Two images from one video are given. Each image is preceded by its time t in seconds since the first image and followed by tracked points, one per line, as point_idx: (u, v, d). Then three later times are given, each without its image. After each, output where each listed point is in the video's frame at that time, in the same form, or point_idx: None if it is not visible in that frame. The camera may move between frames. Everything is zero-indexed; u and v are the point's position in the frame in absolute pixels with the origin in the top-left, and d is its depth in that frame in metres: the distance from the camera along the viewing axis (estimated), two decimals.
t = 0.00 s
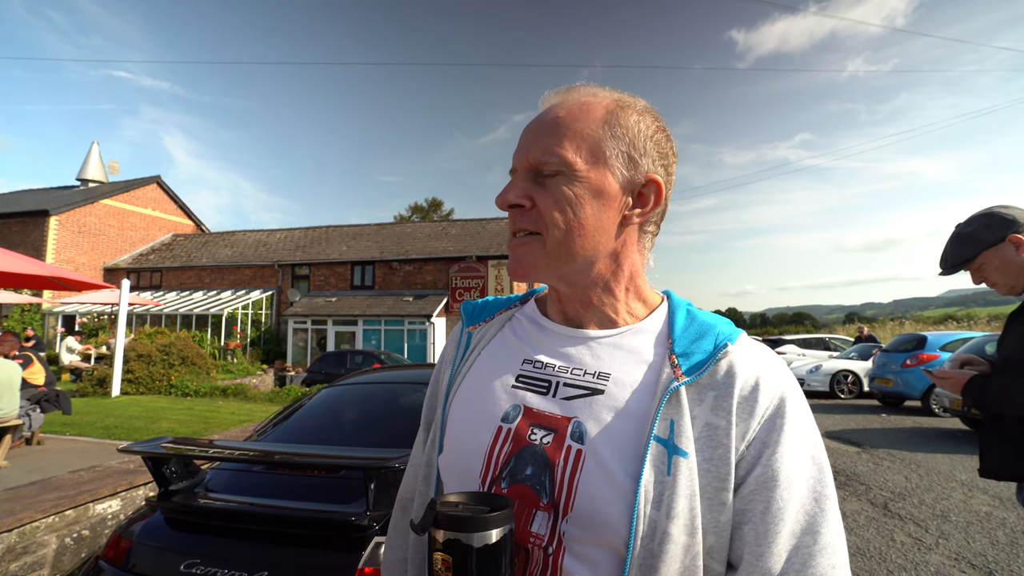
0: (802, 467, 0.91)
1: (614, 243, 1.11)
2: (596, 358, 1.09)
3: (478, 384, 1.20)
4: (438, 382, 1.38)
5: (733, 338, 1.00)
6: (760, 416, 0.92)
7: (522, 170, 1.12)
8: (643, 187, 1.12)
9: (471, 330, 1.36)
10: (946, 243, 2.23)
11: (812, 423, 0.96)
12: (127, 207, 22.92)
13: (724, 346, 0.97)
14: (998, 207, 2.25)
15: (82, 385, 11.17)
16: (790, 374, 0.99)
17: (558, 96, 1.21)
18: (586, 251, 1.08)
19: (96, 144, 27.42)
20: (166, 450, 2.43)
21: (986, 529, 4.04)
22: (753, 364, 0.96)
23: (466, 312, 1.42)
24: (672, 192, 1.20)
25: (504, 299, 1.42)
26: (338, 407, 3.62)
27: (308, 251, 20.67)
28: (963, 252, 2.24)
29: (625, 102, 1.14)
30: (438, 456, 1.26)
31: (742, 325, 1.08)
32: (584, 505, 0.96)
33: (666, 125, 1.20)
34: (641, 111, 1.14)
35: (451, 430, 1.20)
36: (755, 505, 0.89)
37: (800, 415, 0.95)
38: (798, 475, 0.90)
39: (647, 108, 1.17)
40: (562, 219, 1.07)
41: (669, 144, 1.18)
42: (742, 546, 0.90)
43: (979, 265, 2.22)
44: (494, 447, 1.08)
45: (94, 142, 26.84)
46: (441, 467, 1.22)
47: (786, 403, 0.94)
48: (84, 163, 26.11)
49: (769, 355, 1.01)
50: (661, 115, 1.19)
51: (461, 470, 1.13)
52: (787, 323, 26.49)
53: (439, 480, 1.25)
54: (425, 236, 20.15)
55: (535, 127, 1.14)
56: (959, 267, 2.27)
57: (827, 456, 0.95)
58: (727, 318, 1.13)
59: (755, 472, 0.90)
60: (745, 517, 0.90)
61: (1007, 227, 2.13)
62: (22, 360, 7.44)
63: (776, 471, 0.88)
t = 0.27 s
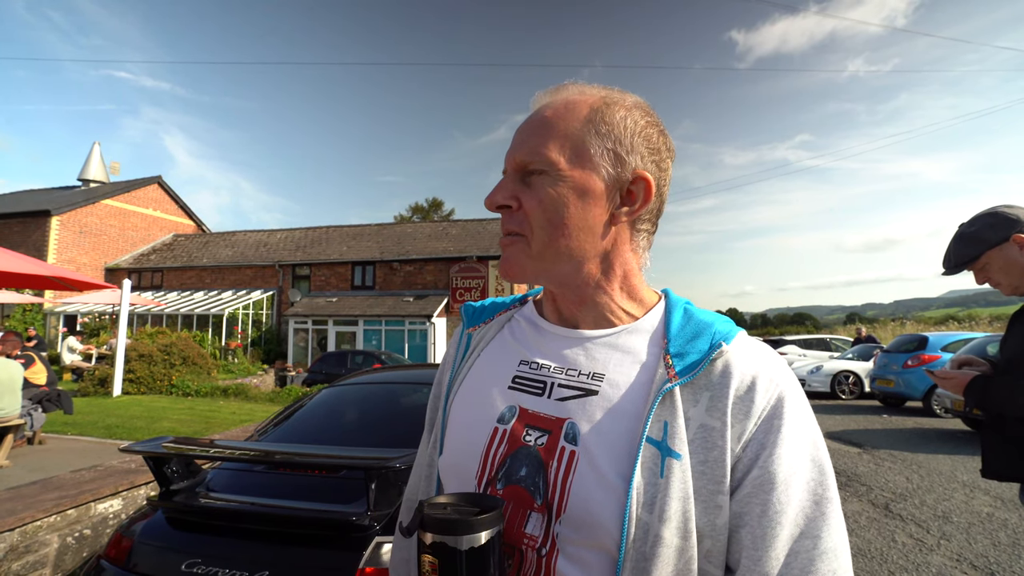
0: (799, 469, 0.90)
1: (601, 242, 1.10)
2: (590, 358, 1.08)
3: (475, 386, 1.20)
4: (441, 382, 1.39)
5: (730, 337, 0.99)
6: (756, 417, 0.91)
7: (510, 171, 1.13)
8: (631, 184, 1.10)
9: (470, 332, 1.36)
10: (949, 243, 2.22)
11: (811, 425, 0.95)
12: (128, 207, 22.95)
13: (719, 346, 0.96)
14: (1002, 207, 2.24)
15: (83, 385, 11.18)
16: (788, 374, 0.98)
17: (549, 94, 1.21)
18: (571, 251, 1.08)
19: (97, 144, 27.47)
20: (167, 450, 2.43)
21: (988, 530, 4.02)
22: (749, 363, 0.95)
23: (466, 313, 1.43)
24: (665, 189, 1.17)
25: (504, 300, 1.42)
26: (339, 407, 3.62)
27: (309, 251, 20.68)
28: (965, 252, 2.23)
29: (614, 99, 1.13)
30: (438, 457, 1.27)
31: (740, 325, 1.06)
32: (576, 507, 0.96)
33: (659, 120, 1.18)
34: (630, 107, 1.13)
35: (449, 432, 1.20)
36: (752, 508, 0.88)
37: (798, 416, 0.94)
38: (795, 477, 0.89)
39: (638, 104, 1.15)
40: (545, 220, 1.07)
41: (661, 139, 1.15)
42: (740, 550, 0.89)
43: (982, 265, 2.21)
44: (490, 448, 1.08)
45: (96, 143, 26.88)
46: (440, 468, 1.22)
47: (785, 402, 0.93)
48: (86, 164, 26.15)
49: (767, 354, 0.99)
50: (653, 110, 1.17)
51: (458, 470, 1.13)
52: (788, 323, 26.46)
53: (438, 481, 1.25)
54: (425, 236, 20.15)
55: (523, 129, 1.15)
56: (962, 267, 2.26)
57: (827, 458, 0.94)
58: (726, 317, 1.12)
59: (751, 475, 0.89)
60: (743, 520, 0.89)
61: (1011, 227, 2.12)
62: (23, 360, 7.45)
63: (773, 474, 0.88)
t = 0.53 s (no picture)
0: (803, 471, 0.89)
1: (598, 242, 1.09)
2: (591, 359, 1.08)
3: (476, 388, 1.19)
4: (440, 383, 1.38)
5: (732, 338, 0.99)
6: (761, 418, 0.91)
7: (508, 170, 1.13)
8: (629, 183, 1.09)
9: (470, 331, 1.36)
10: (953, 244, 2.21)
11: (814, 427, 0.94)
12: (132, 207, 23.02)
13: (722, 347, 0.96)
14: (1006, 207, 2.23)
15: (86, 385, 11.23)
16: (791, 375, 0.98)
17: (547, 93, 1.21)
18: (568, 251, 1.08)
19: (101, 145, 27.56)
20: (170, 450, 2.43)
21: (993, 532, 4.00)
22: (752, 364, 0.94)
23: (466, 313, 1.42)
24: (665, 188, 1.16)
25: (504, 300, 1.42)
26: (341, 407, 3.62)
27: (311, 251, 20.71)
28: (969, 253, 2.22)
29: (611, 97, 1.12)
30: (438, 460, 1.26)
31: (742, 325, 1.05)
32: (578, 510, 0.95)
33: (659, 118, 1.16)
34: (628, 105, 1.12)
35: (450, 433, 1.20)
36: (756, 510, 0.88)
37: (802, 417, 0.93)
38: (798, 479, 0.88)
39: (636, 102, 1.14)
40: (542, 220, 1.07)
41: (660, 137, 1.14)
42: (744, 553, 0.89)
43: (987, 266, 2.20)
44: (491, 451, 1.08)
45: (100, 143, 26.98)
46: (441, 470, 1.22)
47: (788, 402, 0.92)
48: (89, 164, 26.25)
49: (770, 355, 0.99)
50: (652, 107, 1.16)
51: (460, 473, 1.13)
52: (790, 324, 26.43)
53: (439, 483, 1.25)
54: (427, 236, 20.17)
55: (520, 128, 1.15)
56: (967, 268, 2.25)
57: (832, 461, 0.93)
58: (728, 318, 1.11)
59: (755, 477, 0.88)
60: (746, 523, 0.89)
61: (1014, 228, 2.11)
62: (27, 360, 7.47)
63: (777, 476, 0.87)
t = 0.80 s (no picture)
0: (807, 475, 0.88)
1: (592, 246, 1.09)
2: (592, 362, 1.07)
3: (477, 391, 1.19)
4: (441, 386, 1.38)
5: (735, 341, 0.98)
6: (764, 422, 0.90)
7: (500, 181, 1.13)
8: (620, 182, 1.07)
9: (472, 334, 1.36)
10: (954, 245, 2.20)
11: (818, 430, 0.94)
12: (133, 209, 23.04)
13: (724, 350, 0.95)
14: (1008, 208, 2.22)
15: (88, 386, 11.24)
16: (795, 378, 0.97)
17: (534, 99, 1.20)
18: (563, 257, 1.07)
19: (103, 146, 27.59)
20: (171, 451, 2.42)
21: (996, 533, 3.99)
22: (756, 366, 0.94)
23: (467, 317, 1.42)
24: (661, 182, 1.14)
25: (505, 303, 1.41)
26: (342, 408, 3.62)
27: (312, 252, 20.72)
28: (971, 255, 2.21)
29: (595, 97, 1.11)
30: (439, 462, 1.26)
31: (746, 328, 1.05)
32: (578, 515, 0.94)
33: (648, 111, 1.14)
34: (613, 102, 1.10)
35: (451, 435, 1.19)
36: (757, 515, 0.87)
37: (807, 422, 0.92)
38: (802, 484, 0.87)
39: (621, 98, 1.12)
40: (536, 228, 1.07)
41: (649, 131, 1.12)
42: (747, 558, 0.88)
43: (989, 267, 2.19)
44: (491, 454, 1.07)
45: (101, 145, 27.02)
46: (442, 474, 1.21)
47: (791, 405, 0.92)
48: (91, 166, 26.28)
49: (772, 358, 0.98)
50: (641, 102, 1.14)
51: (461, 477, 1.12)
52: (792, 325, 26.43)
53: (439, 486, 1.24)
54: (429, 237, 20.17)
55: (509, 138, 1.15)
56: (968, 269, 2.24)
57: (835, 464, 0.92)
58: (731, 320, 1.10)
59: (757, 481, 0.88)
60: (749, 529, 0.88)
61: (1015, 230, 2.10)
62: (29, 361, 7.47)
63: (779, 481, 0.86)
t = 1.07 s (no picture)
0: (811, 478, 0.87)
1: (590, 243, 1.09)
2: (597, 360, 1.07)
3: (483, 388, 1.19)
4: (451, 383, 1.38)
5: (741, 341, 0.97)
6: (767, 423, 0.89)
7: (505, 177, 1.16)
8: (619, 180, 1.06)
9: (482, 332, 1.36)
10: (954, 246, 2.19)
11: (825, 433, 0.93)
12: (138, 208, 23.13)
13: (729, 349, 0.95)
14: (1008, 209, 2.20)
15: (93, 384, 11.29)
16: (801, 378, 0.96)
17: (544, 96, 1.21)
18: (561, 253, 1.09)
19: (108, 145, 27.69)
20: (175, 449, 2.43)
21: (1002, 534, 3.97)
22: (761, 365, 0.93)
23: (477, 315, 1.42)
24: (666, 180, 1.11)
25: (516, 302, 1.41)
26: (346, 406, 3.62)
27: (316, 251, 20.76)
28: (972, 255, 2.20)
29: (600, 94, 1.11)
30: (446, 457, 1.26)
31: (754, 329, 1.04)
32: (577, 512, 0.94)
33: (655, 108, 1.12)
34: (615, 99, 1.09)
35: (457, 431, 1.19)
36: (758, 518, 0.86)
37: (813, 426, 0.91)
38: (805, 486, 0.87)
39: (627, 95, 1.11)
40: (534, 223, 1.09)
41: (654, 128, 1.09)
42: (746, 561, 0.87)
43: (989, 268, 2.17)
44: (494, 450, 1.07)
45: (106, 144, 27.11)
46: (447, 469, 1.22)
47: (798, 407, 0.91)
48: (96, 165, 26.37)
49: (779, 359, 0.97)
50: (648, 99, 1.11)
51: (463, 471, 1.12)
52: (795, 324, 26.36)
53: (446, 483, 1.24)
54: (432, 236, 20.18)
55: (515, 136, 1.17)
56: (969, 269, 2.22)
57: (841, 468, 0.91)
58: (742, 321, 1.09)
59: (759, 483, 0.87)
60: (749, 532, 0.88)
61: (1016, 230, 2.09)
62: (35, 359, 7.50)
63: (781, 483, 0.86)
